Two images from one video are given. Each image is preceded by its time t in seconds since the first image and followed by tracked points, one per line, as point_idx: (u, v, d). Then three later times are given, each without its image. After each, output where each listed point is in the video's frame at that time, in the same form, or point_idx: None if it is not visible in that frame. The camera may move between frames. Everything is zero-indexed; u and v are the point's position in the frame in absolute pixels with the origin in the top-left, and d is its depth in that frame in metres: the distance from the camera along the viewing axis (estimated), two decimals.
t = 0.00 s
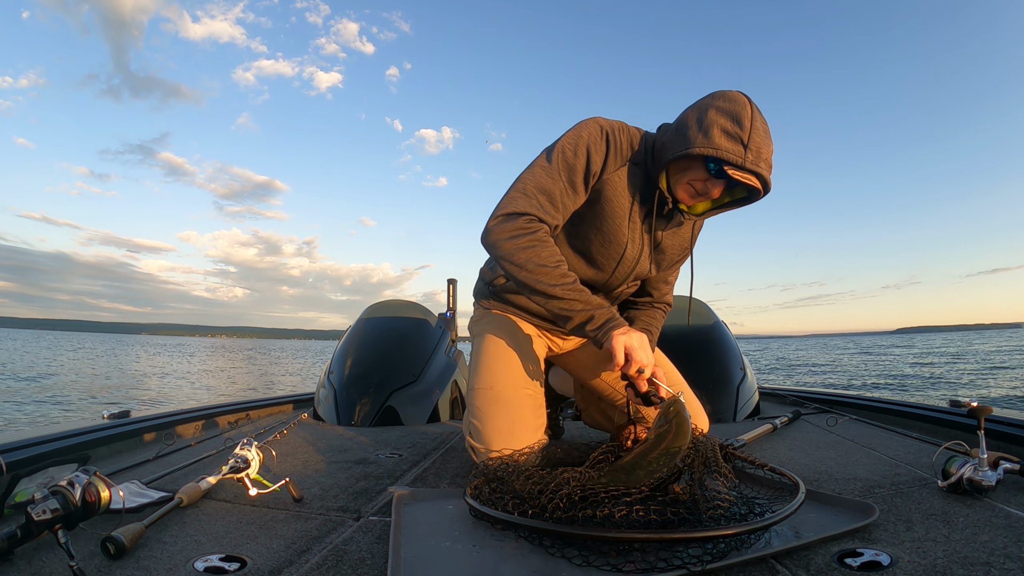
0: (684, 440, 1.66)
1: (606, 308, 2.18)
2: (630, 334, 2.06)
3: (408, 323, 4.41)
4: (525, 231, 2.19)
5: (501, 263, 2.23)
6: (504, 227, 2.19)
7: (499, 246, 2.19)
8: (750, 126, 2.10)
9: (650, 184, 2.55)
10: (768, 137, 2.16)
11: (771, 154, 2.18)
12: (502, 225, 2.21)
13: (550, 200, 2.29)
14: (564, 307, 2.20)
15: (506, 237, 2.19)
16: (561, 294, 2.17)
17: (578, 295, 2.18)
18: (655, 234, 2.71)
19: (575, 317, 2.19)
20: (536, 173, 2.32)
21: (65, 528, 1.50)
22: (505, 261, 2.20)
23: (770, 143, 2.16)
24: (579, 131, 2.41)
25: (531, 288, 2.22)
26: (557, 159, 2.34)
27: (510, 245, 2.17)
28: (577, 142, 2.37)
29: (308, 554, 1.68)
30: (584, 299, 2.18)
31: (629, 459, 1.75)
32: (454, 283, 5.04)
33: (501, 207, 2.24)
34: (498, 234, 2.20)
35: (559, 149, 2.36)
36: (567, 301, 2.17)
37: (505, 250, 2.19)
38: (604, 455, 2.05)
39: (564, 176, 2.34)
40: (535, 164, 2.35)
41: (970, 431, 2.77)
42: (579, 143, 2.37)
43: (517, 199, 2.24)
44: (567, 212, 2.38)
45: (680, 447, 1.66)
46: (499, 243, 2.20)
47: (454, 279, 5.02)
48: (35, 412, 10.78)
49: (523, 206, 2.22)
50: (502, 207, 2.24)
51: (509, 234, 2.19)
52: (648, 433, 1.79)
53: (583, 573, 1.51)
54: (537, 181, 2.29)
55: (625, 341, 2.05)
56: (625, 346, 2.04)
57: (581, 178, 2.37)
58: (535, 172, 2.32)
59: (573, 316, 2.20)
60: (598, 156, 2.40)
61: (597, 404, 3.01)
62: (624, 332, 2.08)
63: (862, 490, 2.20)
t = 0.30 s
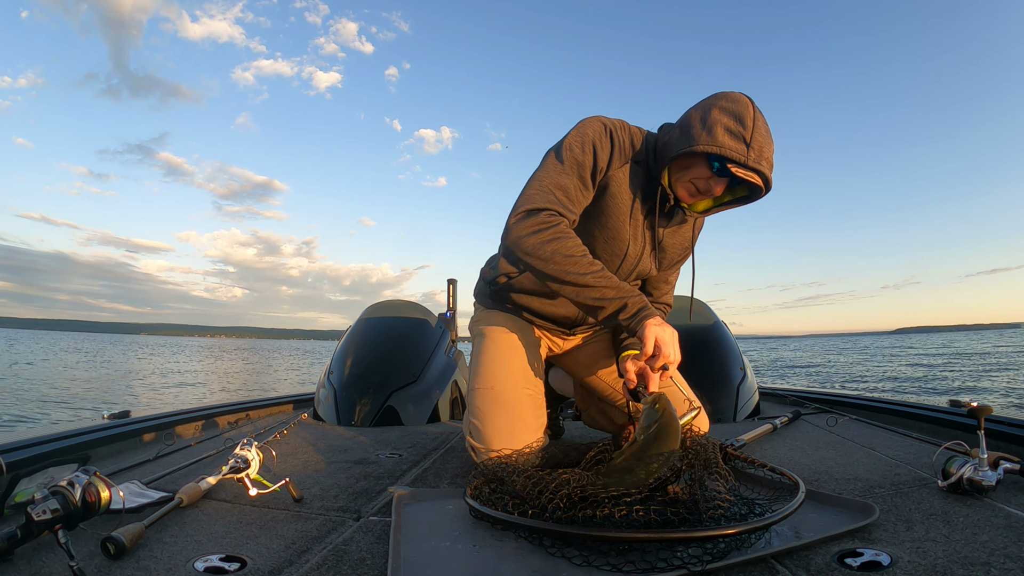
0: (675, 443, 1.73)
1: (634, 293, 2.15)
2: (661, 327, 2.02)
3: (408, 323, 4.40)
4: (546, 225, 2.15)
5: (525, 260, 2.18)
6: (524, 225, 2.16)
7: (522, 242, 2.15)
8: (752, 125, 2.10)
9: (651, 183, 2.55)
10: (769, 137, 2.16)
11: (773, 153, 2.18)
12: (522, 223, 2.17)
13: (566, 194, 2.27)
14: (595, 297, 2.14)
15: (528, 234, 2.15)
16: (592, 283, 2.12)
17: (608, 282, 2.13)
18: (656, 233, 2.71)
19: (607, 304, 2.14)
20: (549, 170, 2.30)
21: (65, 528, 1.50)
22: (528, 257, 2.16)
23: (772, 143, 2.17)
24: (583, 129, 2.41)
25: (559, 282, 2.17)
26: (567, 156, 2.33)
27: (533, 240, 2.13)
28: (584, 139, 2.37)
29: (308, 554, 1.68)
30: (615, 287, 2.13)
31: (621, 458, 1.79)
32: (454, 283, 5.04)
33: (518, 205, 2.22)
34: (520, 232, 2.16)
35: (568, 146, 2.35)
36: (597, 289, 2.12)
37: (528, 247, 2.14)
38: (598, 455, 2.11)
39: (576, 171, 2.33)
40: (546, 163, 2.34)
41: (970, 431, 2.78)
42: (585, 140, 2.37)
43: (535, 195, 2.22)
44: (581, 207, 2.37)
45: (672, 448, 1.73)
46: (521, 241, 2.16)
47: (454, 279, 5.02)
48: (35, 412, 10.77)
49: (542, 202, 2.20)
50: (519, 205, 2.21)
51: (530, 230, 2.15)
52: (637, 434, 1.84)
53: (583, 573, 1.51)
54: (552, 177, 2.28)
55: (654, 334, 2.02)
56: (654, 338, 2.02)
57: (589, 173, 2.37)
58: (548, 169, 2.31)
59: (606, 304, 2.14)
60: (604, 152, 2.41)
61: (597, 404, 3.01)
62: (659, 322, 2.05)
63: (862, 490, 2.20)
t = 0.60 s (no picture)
0: (666, 441, 1.65)
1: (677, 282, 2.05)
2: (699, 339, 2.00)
3: (408, 323, 4.40)
4: (601, 183, 2.11)
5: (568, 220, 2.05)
6: (581, 172, 2.11)
7: (568, 197, 2.05)
8: (752, 129, 2.11)
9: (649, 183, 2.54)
10: (768, 140, 2.17)
11: (771, 157, 2.19)
12: (569, 177, 2.09)
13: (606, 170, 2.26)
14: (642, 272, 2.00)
15: (576, 189, 2.06)
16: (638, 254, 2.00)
17: (653, 258, 2.02)
18: (655, 233, 2.70)
19: (652, 287, 1.99)
20: (601, 142, 2.34)
21: (65, 528, 1.50)
22: (580, 206, 2.03)
23: (771, 147, 2.18)
24: (617, 122, 2.50)
25: (605, 246, 2.00)
26: (614, 138, 2.41)
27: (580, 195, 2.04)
28: (620, 129, 2.47)
29: (308, 554, 1.68)
30: (660, 270, 2.02)
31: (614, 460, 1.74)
32: (454, 283, 5.04)
33: (574, 158, 2.18)
34: (567, 187, 2.07)
35: (614, 130, 2.44)
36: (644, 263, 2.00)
37: (574, 202, 2.04)
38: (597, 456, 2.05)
39: (616, 155, 2.39)
40: (599, 135, 2.37)
41: (970, 431, 2.78)
42: (620, 130, 2.47)
43: (590, 157, 2.21)
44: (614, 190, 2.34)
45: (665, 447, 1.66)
46: (568, 196, 2.05)
47: (454, 279, 5.02)
48: (36, 412, 10.78)
49: (596, 164, 2.20)
50: (577, 157, 2.18)
51: (587, 180, 2.09)
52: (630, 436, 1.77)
53: (584, 573, 1.51)
54: (604, 148, 2.31)
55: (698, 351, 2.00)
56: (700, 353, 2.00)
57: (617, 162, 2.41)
58: (599, 141, 2.34)
59: (651, 284, 1.99)
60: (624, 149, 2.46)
61: (596, 404, 3.01)
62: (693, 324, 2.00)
63: (862, 490, 2.21)
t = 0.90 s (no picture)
0: (667, 442, 1.64)
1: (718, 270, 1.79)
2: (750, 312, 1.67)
3: (408, 323, 4.40)
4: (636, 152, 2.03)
5: (602, 169, 1.95)
6: (614, 140, 2.06)
7: (606, 149, 2.00)
8: (777, 158, 2.12)
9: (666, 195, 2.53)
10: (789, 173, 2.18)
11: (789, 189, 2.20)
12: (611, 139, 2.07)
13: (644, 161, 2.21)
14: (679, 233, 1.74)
15: (615, 147, 2.02)
16: (674, 213, 1.79)
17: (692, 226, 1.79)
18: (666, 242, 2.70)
19: (694, 252, 1.70)
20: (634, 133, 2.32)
21: (65, 528, 1.50)
22: (612, 162, 1.93)
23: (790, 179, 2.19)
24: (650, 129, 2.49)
25: (638, 201, 1.80)
26: (645, 136, 2.39)
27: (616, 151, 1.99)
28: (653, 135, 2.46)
29: (308, 554, 1.68)
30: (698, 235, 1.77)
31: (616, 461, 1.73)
32: (454, 283, 5.05)
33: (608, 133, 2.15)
34: (605, 142, 2.04)
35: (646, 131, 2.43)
36: (683, 222, 1.76)
37: (611, 152, 1.98)
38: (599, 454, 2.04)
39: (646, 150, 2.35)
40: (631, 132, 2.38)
41: (970, 431, 2.78)
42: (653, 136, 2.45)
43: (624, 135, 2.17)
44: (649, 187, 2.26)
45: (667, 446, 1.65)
46: (604, 154, 1.98)
47: (454, 279, 5.02)
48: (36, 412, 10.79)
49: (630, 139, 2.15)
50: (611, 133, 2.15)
51: (621, 146, 2.03)
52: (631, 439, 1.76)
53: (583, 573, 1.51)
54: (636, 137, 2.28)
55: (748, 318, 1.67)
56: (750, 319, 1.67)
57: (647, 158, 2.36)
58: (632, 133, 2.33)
59: (690, 246, 1.70)
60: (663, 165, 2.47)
61: (596, 404, 3.01)
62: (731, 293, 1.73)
63: (862, 490, 2.20)
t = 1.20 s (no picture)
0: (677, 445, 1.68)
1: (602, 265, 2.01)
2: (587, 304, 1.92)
3: (409, 323, 4.40)
4: (548, 159, 2.22)
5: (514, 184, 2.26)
6: (532, 150, 2.26)
7: (521, 164, 2.25)
8: (802, 171, 2.14)
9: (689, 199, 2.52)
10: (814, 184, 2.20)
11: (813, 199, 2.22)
12: (533, 148, 2.27)
13: (585, 152, 2.28)
14: (550, 239, 2.07)
15: (530, 158, 2.25)
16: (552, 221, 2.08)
17: (572, 228, 2.06)
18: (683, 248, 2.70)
19: (564, 256, 2.02)
20: (581, 133, 2.34)
21: (65, 528, 1.50)
22: (517, 177, 2.23)
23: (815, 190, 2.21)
24: (637, 127, 2.41)
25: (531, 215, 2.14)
26: (606, 131, 2.36)
27: (529, 163, 2.22)
28: (630, 132, 2.38)
29: (308, 554, 1.68)
30: (573, 242, 2.03)
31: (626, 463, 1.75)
32: (454, 283, 5.05)
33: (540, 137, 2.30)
34: (521, 151, 2.29)
35: (612, 126, 2.38)
36: (556, 230, 2.05)
37: (525, 167, 2.22)
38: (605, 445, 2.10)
39: (607, 146, 2.34)
40: (584, 129, 2.38)
41: (970, 431, 2.78)
42: (630, 132, 2.38)
43: (558, 137, 2.28)
44: (599, 179, 2.36)
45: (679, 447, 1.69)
46: (513, 167, 2.27)
47: (455, 279, 5.03)
48: (36, 412, 10.79)
49: (558, 142, 2.26)
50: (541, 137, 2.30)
51: (534, 155, 2.25)
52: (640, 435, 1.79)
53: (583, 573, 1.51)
54: (579, 136, 2.32)
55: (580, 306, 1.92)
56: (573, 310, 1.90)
57: (622, 158, 2.36)
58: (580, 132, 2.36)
59: (554, 251, 2.06)
60: (650, 151, 2.41)
61: (597, 403, 3.02)
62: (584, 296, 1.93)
63: (862, 490, 2.20)
